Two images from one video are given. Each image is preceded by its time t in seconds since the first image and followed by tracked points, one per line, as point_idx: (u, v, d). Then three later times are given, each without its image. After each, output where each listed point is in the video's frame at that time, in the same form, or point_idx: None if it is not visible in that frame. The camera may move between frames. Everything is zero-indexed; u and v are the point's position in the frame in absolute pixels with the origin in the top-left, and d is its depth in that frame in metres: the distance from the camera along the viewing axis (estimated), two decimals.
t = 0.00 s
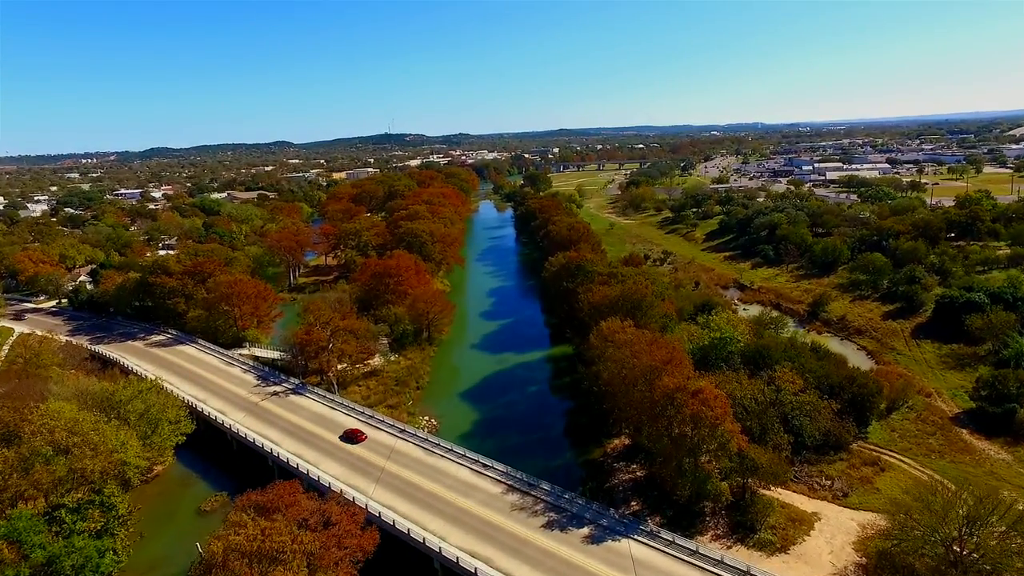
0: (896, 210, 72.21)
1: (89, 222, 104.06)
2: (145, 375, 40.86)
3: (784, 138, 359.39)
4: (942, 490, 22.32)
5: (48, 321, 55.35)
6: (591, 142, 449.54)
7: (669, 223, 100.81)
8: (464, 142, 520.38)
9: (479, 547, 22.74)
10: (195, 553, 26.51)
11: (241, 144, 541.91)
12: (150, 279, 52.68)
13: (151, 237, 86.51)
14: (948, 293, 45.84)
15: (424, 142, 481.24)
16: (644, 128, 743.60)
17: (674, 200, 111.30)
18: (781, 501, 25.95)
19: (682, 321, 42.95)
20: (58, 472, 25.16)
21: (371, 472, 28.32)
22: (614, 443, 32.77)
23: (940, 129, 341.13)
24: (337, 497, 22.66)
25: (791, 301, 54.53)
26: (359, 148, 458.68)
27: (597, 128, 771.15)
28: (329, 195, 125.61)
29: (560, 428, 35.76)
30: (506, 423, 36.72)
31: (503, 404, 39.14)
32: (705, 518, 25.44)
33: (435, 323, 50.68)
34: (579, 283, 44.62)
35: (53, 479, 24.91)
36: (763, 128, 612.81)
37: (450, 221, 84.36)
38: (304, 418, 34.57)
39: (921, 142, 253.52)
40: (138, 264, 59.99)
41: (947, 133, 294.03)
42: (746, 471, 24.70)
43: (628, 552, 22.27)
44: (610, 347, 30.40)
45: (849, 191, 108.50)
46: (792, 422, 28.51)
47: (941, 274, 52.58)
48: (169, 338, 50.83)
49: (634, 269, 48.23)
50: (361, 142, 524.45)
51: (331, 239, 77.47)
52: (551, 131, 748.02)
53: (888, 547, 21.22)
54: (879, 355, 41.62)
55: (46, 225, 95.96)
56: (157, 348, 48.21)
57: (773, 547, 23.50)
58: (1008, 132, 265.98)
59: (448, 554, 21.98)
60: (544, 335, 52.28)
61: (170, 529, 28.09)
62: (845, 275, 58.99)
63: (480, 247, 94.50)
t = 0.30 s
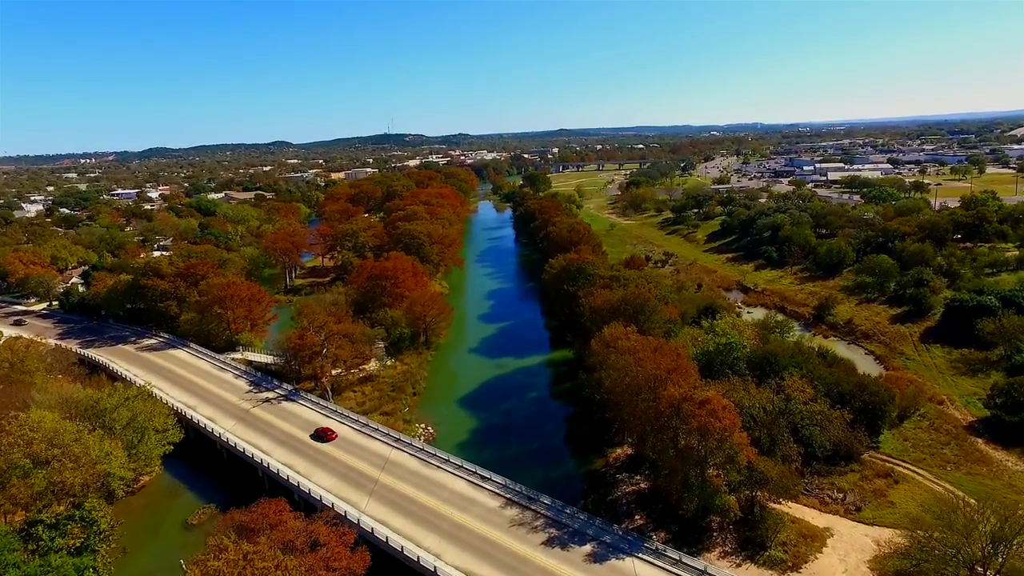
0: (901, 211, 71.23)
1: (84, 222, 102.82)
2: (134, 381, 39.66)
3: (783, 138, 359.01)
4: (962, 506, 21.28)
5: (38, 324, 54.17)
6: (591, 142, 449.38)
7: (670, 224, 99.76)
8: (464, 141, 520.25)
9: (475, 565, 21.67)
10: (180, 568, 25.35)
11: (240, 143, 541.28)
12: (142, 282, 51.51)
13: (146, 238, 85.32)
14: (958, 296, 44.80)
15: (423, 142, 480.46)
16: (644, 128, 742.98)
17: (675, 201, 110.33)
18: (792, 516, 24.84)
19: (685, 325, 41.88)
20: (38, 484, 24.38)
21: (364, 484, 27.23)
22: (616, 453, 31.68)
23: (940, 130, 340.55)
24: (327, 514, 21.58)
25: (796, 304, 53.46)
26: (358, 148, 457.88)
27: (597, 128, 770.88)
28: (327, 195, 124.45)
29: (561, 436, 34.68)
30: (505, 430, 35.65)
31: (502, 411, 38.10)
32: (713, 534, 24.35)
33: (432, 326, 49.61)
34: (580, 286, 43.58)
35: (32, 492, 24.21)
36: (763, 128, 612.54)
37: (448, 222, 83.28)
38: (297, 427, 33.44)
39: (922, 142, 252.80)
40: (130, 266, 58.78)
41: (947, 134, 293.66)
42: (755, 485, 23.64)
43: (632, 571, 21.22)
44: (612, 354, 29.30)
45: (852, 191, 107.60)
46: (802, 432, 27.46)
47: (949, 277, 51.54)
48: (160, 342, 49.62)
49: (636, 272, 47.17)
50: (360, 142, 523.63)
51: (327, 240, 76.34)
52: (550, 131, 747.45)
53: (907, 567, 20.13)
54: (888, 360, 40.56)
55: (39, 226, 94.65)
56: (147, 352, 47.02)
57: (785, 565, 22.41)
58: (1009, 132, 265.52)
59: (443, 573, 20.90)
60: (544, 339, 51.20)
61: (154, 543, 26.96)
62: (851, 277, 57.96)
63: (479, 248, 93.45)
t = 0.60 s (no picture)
0: (906, 212, 70.23)
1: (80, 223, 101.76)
2: (122, 387, 38.52)
3: (784, 138, 358.28)
4: (984, 524, 20.22)
5: (27, 328, 53.06)
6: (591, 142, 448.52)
7: (671, 224, 98.76)
8: (464, 141, 518.92)
9: None
10: None
11: (240, 143, 540.55)
12: (133, 284, 50.38)
13: (141, 239, 84.25)
14: (968, 299, 43.75)
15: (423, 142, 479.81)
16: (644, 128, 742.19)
17: (676, 201, 109.34)
18: (804, 532, 23.71)
19: (689, 330, 40.84)
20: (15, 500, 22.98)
21: (356, 498, 26.14)
22: (619, 463, 30.59)
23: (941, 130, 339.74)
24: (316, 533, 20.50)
25: (801, 307, 52.43)
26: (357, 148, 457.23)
27: (597, 128, 769.71)
28: (326, 196, 123.40)
29: (562, 445, 33.62)
30: (504, 439, 34.58)
31: (501, 418, 37.05)
32: (720, 551, 23.25)
33: (430, 330, 48.57)
34: (581, 289, 42.54)
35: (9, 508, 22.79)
36: (764, 128, 612.06)
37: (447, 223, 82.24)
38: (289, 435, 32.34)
39: (924, 142, 252.13)
40: (122, 268, 57.69)
41: (949, 134, 293.01)
42: (766, 500, 22.57)
43: None
44: (615, 362, 28.26)
45: (855, 192, 106.65)
46: (812, 444, 26.39)
47: (957, 280, 50.52)
48: (151, 346, 48.51)
49: (639, 275, 46.12)
50: (360, 142, 523.01)
51: (324, 241, 75.29)
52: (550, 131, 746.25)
53: None
54: (897, 366, 39.51)
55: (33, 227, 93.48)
56: (138, 357, 45.90)
57: None
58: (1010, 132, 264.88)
59: None
60: (544, 343, 50.14)
61: (136, 559, 25.95)
62: (856, 280, 56.94)
63: (479, 250, 92.45)
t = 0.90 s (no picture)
0: (911, 213, 69.32)
1: (74, 224, 100.51)
2: (109, 394, 37.33)
3: (784, 138, 357.87)
4: (1009, 545, 19.14)
5: (16, 331, 51.76)
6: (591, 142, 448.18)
7: (672, 225, 97.79)
8: (464, 141, 518.38)
9: None
10: None
11: (239, 144, 540.13)
12: (123, 287, 49.15)
13: (136, 241, 83.04)
14: (979, 303, 42.74)
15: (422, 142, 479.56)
16: (644, 128, 741.48)
17: (677, 201, 108.37)
18: (818, 551, 22.58)
19: (693, 335, 39.80)
20: None
21: (347, 513, 25.08)
22: (621, 475, 29.50)
23: (942, 130, 339.24)
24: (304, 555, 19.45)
25: (806, 310, 51.41)
26: (356, 148, 456.60)
27: (597, 128, 769.80)
28: (323, 196, 122.30)
29: (563, 454, 32.54)
30: (502, 448, 33.51)
31: (499, 426, 35.98)
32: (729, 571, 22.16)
33: (427, 334, 47.47)
34: (582, 293, 41.52)
35: None
36: (764, 128, 611.57)
37: (446, 224, 81.21)
38: (279, 445, 31.24)
39: (926, 142, 251.29)
40: (113, 270, 56.45)
41: (949, 134, 292.88)
42: (777, 518, 21.44)
43: None
44: (618, 371, 27.21)
45: (857, 192, 105.88)
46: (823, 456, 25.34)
47: (966, 283, 49.53)
48: (141, 351, 47.27)
49: (641, 278, 45.13)
50: (359, 142, 522.51)
51: (321, 242, 74.14)
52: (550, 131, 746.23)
53: None
54: (907, 373, 38.44)
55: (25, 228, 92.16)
56: (127, 362, 44.70)
57: None
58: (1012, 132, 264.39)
59: None
60: (544, 348, 49.07)
61: None
62: (862, 283, 55.97)
63: (478, 251, 91.41)
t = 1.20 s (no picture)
0: (922, 214, 68.07)
1: (74, 225, 99.78)
2: (101, 400, 36.35)
3: (788, 138, 356.29)
4: None
5: (10, 335, 50.80)
6: (594, 142, 447.20)
7: (677, 226, 96.67)
8: (467, 141, 519.20)
9: None
10: None
11: (241, 145, 540.08)
12: (118, 290, 48.15)
13: (135, 242, 82.23)
14: (995, 307, 41.48)
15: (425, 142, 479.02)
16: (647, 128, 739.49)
17: (682, 202, 107.15)
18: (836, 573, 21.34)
19: (700, 341, 38.68)
20: None
21: (341, 529, 24.02)
22: (627, 488, 28.38)
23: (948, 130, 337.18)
24: None
25: (817, 314, 50.24)
26: (358, 148, 456.25)
27: (600, 128, 767.91)
28: (325, 197, 121.45)
29: (566, 465, 31.43)
30: (503, 458, 32.43)
31: (500, 436, 34.92)
32: None
33: (427, 338, 46.40)
34: (586, 298, 40.45)
35: None
36: (768, 128, 609.39)
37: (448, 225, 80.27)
38: (272, 455, 30.18)
39: (931, 142, 249.77)
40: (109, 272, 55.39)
41: (956, 133, 291.15)
42: (792, 538, 20.28)
43: None
44: (624, 381, 26.11)
45: (865, 193, 104.65)
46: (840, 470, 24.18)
47: (981, 286, 48.28)
48: (136, 355, 46.24)
49: (646, 282, 44.05)
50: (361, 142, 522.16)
51: (321, 244, 73.20)
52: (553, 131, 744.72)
53: None
54: (922, 380, 37.22)
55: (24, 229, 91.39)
56: (121, 366, 43.70)
57: None
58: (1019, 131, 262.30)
59: None
60: (547, 352, 47.99)
61: None
62: (872, 286, 54.87)
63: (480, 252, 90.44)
